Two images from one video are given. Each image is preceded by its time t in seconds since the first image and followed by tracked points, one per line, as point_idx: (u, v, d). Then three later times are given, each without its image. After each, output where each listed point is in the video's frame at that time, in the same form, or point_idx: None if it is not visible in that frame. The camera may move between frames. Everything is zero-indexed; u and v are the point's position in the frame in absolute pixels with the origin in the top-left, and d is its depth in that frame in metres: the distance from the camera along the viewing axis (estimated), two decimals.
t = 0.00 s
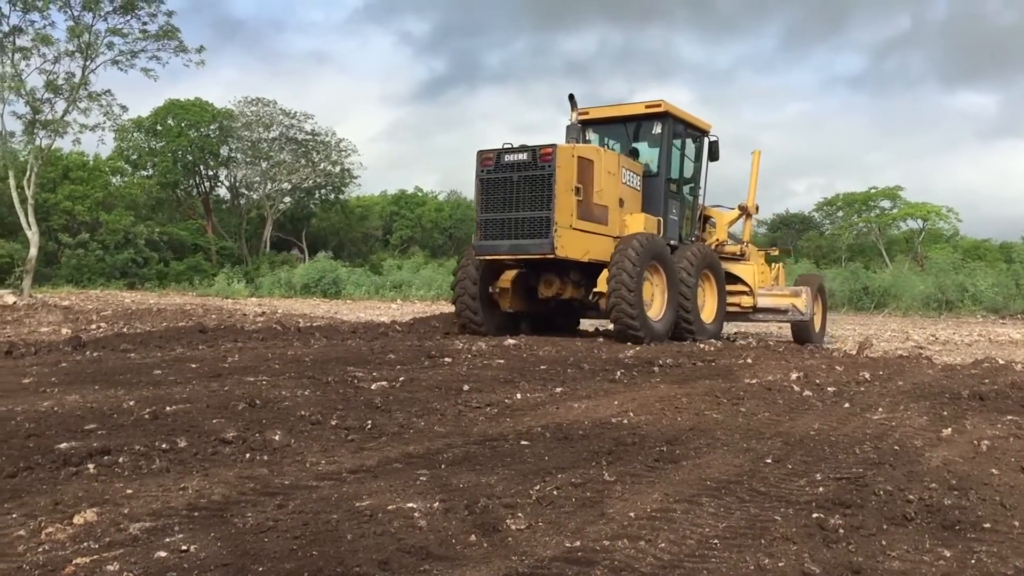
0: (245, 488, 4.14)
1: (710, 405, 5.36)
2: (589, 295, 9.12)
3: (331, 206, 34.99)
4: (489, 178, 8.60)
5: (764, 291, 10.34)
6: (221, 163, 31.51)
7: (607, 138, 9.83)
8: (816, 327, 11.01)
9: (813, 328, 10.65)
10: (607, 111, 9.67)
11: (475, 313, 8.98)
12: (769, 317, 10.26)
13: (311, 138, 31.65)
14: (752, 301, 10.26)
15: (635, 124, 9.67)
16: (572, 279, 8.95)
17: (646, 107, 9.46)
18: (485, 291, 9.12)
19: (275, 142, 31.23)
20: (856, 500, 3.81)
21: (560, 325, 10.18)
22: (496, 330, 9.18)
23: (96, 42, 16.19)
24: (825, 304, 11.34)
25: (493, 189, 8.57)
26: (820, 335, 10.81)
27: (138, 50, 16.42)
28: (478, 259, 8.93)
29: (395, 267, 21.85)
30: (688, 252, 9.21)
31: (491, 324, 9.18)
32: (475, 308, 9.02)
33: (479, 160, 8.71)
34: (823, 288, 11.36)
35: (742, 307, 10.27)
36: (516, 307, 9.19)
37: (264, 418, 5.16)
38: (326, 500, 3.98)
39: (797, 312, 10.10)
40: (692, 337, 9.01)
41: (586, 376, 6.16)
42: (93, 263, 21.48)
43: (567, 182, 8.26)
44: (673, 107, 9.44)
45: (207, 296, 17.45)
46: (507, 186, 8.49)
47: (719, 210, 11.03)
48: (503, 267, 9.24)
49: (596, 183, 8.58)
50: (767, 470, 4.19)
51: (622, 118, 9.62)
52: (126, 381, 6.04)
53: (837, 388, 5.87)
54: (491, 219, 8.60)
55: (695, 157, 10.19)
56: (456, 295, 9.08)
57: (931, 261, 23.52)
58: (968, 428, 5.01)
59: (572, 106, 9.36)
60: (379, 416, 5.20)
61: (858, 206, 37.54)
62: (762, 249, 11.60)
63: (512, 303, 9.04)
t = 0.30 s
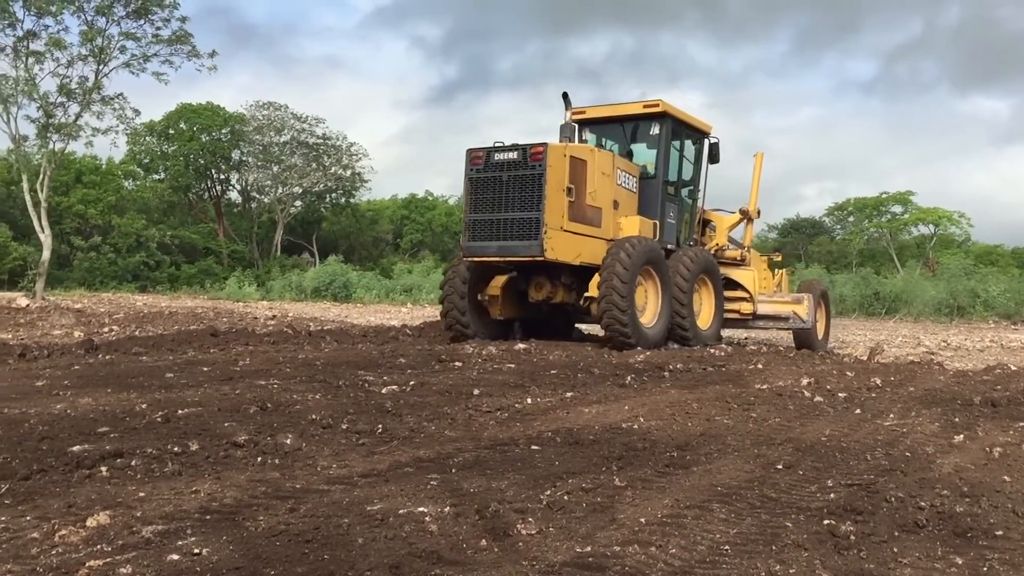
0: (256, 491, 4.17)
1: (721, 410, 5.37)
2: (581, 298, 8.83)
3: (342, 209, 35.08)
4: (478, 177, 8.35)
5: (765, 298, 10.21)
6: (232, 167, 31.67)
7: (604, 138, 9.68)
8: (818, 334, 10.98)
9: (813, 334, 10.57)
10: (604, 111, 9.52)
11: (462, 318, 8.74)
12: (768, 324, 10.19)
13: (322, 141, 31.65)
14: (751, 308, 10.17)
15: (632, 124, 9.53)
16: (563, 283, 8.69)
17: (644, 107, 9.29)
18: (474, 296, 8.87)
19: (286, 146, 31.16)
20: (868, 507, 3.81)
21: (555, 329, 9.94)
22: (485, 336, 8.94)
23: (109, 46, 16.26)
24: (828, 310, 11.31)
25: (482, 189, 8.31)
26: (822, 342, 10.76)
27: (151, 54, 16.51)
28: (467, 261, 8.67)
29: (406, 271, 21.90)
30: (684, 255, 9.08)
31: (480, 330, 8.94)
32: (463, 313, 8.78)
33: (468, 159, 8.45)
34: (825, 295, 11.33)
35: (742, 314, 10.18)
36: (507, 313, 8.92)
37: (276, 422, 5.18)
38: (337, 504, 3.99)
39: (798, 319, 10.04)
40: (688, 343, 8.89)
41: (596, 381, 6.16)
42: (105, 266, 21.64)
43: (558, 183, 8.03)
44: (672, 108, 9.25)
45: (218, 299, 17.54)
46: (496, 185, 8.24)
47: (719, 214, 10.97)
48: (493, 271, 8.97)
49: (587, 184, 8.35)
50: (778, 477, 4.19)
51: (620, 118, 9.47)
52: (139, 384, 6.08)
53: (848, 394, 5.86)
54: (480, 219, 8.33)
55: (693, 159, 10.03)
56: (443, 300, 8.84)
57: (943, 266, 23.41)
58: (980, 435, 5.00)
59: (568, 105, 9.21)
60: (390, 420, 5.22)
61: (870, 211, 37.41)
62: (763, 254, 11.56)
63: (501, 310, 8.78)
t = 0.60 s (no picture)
0: (270, 491, 4.19)
1: (734, 411, 5.36)
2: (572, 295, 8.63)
3: (354, 210, 35.16)
4: (466, 170, 8.13)
5: (767, 297, 10.13)
6: (245, 168, 31.82)
7: (599, 131, 9.50)
8: (823, 335, 10.94)
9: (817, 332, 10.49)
10: (598, 104, 9.33)
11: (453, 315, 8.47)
12: (771, 324, 10.09)
13: (335, 142, 31.69)
14: (753, 308, 10.15)
15: (628, 118, 9.35)
16: (554, 280, 8.48)
17: (640, 99, 9.11)
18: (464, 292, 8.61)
19: (299, 147, 31.24)
20: (882, 509, 3.80)
21: (545, 328, 9.81)
22: (477, 335, 8.70)
23: (122, 48, 16.34)
24: (834, 309, 11.25)
25: (470, 181, 8.09)
26: (827, 342, 10.70)
27: (165, 55, 16.58)
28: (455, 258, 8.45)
29: (419, 272, 21.96)
30: (679, 250, 8.93)
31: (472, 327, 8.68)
32: (452, 309, 8.52)
33: (455, 150, 8.23)
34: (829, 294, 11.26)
35: (744, 314, 10.19)
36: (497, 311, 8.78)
37: (289, 422, 5.20)
38: (350, 504, 4.01)
39: (801, 320, 9.96)
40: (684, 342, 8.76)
41: (609, 381, 6.17)
42: (119, 266, 21.78)
43: (547, 174, 7.79)
44: (668, 99, 9.09)
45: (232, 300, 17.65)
46: (484, 178, 8.01)
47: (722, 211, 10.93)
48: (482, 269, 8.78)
49: (577, 177, 8.11)
50: (791, 478, 4.19)
51: (615, 110, 9.28)
52: (153, 384, 6.12)
53: (861, 396, 5.84)
54: (467, 213, 8.11)
55: (690, 152, 9.87)
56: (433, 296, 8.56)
57: (958, 266, 23.29)
58: (996, 437, 4.97)
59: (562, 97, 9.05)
60: (403, 421, 5.23)
61: (883, 211, 37.25)
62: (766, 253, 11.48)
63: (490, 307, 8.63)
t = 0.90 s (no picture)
0: (286, 490, 4.21)
1: (749, 412, 5.35)
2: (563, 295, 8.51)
3: (369, 211, 35.29)
4: (452, 166, 8.06)
5: (771, 298, 10.11)
6: (262, 169, 32.01)
7: (594, 127, 9.41)
8: (832, 337, 10.90)
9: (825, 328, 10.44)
10: (593, 99, 9.25)
11: (440, 319, 8.48)
12: (773, 325, 10.10)
13: (350, 144, 31.82)
14: (755, 308, 10.04)
15: (623, 113, 9.27)
16: (544, 280, 8.35)
17: (635, 93, 9.02)
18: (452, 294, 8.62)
19: (314, 149, 31.40)
20: (899, 510, 3.78)
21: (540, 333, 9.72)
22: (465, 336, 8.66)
23: (139, 51, 16.46)
24: (844, 310, 11.19)
25: (456, 179, 8.04)
26: (834, 343, 10.66)
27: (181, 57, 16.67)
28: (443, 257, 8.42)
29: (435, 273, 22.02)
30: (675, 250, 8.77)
31: (461, 330, 8.67)
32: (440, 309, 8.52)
33: (442, 147, 8.18)
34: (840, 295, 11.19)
35: (746, 314, 10.09)
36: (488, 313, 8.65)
37: (305, 422, 5.23)
38: (365, 504, 4.03)
39: (805, 322, 10.03)
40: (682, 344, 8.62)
41: (623, 382, 6.16)
42: (136, 267, 21.95)
43: (533, 170, 7.72)
44: (663, 93, 8.99)
45: (248, 300, 17.75)
46: (470, 175, 7.95)
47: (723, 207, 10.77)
48: (473, 271, 8.73)
49: (566, 174, 8.04)
50: (807, 480, 4.17)
51: (611, 105, 9.20)
52: (170, 385, 6.16)
53: (878, 397, 5.80)
54: (453, 211, 8.04)
55: (687, 148, 9.76)
56: (421, 297, 8.60)
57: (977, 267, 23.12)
58: (1014, 439, 4.93)
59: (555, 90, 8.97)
60: (418, 421, 5.24)
61: (900, 212, 37.04)
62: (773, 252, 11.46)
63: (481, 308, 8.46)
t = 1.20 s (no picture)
0: (303, 492, 4.24)
1: (766, 416, 5.35)
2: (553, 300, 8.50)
3: (384, 215, 35.44)
4: (437, 169, 8.08)
5: (776, 298, 10.08)
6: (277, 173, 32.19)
7: (589, 126, 9.36)
8: (842, 339, 10.86)
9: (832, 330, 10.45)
10: (588, 96, 9.19)
11: (428, 322, 8.45)
12: (779, 326, 10.04)
13: (365, 147, 31.98)
14: (759, 309, 10.04)
15: (618, 111, 9.19)
16: (535, 285, 8.37)
17: (630, 90, 8.94)
18: (441, 300, 8.58)
19: (330, 152, 31.62)
20: (917, 514, 3.77)
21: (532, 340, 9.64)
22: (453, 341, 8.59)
23: (157, 55, 16.59)
24: (854, 312, 11.14)
25: (441, 181, 8.05)
26: (844, 343, 10.59)
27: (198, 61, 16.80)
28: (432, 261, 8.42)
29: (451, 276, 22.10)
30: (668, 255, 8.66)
31: (450, 337, 8.62)
32: (428, 313, 8.49)
33: (427, 149, 8.19)
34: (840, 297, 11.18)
35: (750, 315, 10.07)
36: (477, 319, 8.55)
37: (322, 425, 5.26)
38: (382, 506, 4.06)
39: (812, 322, 9.92)
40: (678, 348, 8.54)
41: (638, 386, 6.17)
42: (154, 270, 22.10)
43: (519, 172, 7.67)
44: (658, 89, 8.90)
45: (265, 304, 17.85)
46: (455, 178, 7.96)
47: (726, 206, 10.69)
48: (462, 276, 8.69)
49: (554, 174, 7.98)
50: (824, 483, 4.17)
51: (605, 101, 9.13)
52: (188, 387, 6.21)
53: (896, 401, 5.78)
54: (439, 214, 8.06)
55: (685, 144, 9.68)
56: (409, 301, 8.57)
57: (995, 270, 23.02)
58: None
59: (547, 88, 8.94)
60: (435, 424, 5.27)
61: (917, 215, 36.90)
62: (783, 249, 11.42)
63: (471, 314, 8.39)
